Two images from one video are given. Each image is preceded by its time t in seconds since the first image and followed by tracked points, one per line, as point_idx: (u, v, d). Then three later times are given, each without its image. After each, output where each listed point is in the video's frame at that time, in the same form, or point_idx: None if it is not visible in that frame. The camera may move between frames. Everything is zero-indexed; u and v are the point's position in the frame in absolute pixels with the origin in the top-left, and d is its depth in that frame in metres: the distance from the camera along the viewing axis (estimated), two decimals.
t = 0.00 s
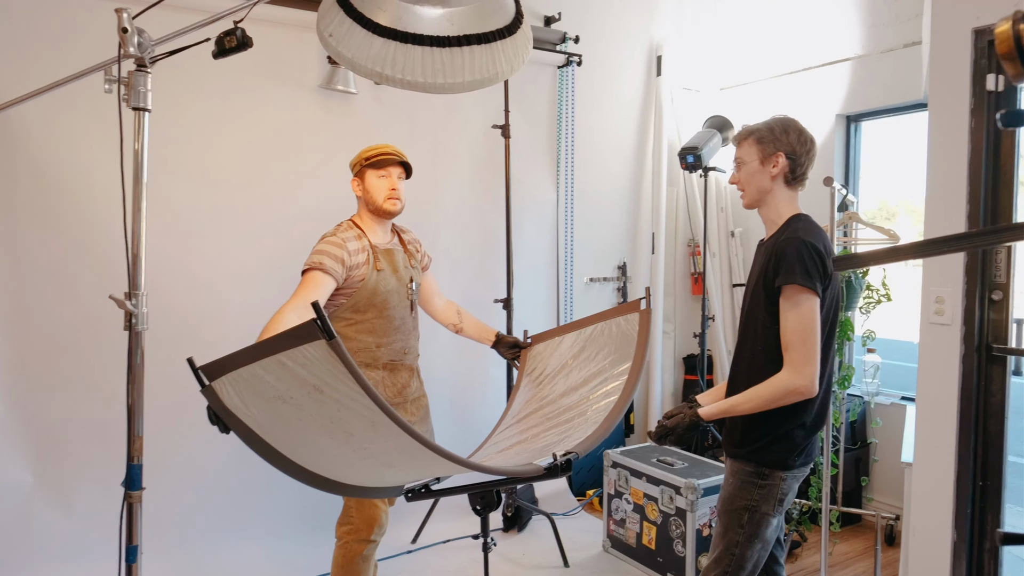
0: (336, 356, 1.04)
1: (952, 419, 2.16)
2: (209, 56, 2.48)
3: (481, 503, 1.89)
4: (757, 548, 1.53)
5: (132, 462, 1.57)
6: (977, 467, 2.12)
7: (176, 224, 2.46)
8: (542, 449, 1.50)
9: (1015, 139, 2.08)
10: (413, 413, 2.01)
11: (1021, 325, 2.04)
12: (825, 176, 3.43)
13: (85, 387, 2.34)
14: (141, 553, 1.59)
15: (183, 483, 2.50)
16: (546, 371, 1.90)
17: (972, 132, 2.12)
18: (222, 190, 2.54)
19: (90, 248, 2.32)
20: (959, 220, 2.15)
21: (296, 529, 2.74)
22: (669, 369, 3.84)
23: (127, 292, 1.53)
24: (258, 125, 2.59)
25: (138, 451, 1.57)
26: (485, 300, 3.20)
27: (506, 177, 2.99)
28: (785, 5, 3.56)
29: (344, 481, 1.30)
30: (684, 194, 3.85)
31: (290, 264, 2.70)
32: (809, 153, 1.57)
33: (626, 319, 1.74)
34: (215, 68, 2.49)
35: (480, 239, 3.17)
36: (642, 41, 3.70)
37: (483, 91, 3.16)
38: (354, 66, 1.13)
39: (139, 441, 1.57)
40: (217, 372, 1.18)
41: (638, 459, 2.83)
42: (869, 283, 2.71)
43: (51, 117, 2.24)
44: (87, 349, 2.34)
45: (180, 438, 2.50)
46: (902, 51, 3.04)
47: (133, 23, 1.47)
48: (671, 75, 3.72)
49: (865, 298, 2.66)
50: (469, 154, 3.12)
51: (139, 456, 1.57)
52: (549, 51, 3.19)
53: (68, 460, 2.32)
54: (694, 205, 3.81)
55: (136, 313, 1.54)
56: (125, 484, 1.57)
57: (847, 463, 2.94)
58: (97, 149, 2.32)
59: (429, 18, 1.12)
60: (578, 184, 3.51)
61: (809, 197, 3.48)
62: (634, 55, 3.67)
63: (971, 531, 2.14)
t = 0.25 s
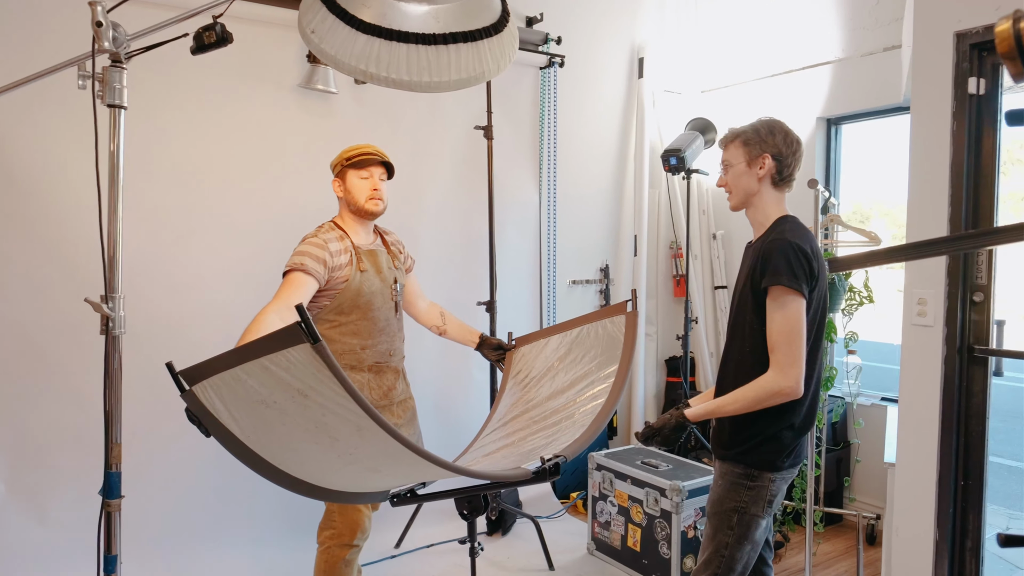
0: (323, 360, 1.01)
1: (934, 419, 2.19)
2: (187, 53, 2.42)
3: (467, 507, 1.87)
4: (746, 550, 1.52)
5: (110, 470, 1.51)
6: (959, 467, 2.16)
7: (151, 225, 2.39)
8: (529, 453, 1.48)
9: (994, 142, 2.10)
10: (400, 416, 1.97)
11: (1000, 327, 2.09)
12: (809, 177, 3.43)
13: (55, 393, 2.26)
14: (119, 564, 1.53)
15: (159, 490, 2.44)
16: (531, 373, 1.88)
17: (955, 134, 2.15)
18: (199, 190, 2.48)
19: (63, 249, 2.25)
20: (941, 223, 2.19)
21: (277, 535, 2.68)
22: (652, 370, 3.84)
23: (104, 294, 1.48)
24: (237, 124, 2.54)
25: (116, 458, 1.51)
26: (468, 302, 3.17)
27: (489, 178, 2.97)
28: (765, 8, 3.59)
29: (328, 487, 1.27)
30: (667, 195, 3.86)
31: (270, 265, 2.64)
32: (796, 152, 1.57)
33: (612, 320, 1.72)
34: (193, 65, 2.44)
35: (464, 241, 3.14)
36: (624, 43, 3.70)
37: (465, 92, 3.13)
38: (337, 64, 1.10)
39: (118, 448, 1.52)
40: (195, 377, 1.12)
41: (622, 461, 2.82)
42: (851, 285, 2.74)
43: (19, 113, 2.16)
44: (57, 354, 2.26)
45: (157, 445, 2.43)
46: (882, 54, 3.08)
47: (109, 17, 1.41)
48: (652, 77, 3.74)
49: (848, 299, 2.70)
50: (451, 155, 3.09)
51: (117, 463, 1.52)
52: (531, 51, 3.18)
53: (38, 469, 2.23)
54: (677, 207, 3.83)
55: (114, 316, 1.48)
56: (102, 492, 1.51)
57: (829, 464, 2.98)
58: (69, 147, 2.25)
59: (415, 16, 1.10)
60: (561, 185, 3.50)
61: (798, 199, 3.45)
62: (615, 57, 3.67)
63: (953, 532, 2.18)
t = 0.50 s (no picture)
0: (310, 361, 1.00)
1: (933, 418, 2.19)
2: (180, 50, 2.39)
3: (464, 511, 1.84)
4: (750, 551, 1.51)
5: (104, 474, 1.48)
6: (958, 468, 2.16)
7: (143, 225, 2.36)
8: (528, 454, 1.46)
9: (993, 141, 2.11)
10: (398, 417, 1.94)
11: (1000, 327, 2.09)
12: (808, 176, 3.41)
13: (45, 395, 2.21)
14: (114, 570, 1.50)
15: (152, 493, 2.40)
16: (531, 374, 1.87)
17: (954, 133, 2.15)
18: (192, 189, 2.45)
19: (55, 249, 2.21)
20: (940, 223, 2.19)
21: (272, 538, 2.65)
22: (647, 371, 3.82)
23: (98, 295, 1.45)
24: (232, 122, 2.51)
25: (110, 462, 1.48)
26: (464, 303, 3.15)
27: (485, 178, 2.95)
28: (759, 8, 3.60)
29: (323, 490, 1.24)
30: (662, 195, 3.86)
31: (263, 266, 2.61)
32: (800, 151, 1.56)
33: (612, 321, 1.71)
34: (186, 62, 2.41)
35: (459, 241, 3.12)
36: (619, 42, 3.69)
37: (460, 91, 3.11)
38: (335, 60, 1.09)
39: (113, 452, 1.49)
40: (188, 379, 1.12)
41: (619, 462, 2.81)
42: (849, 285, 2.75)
43: (7, 110, 2.12)
44: (46, 355, 2.22)
45: (150, 447, 2.39)
46: (878, 54, 3.09)
47: (101, 11, 1.39)
48: (647, 76, 3.74)
49: (846, 299, 2.70)
50: (447, 155, 3.07)
51: (111, 467, 1.49)
52: (526, 50, 3.16)
53: (27, 473, 2.19)
54: (672, 207, 3.82)
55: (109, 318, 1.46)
56: (96, 497, 1.48)
57: (826, 464, 2.98)
58: (58, 145, 2.20)
59: (414, 11, 1.08)
60: (557, 185, 3.49)
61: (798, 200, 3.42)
62: (611, 56, 3.66)
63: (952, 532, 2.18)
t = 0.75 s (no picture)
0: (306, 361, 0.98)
1: (932, 416, 2.19)
2: (176, 46, 2.37)
3: (461, 511, 1.83)
4: (753, 551, 1.51)
5: (99, 475, 1.46)
6: (958, 466, 2.16)
7: (137, 223, 2.33)
8: (526, 455, 1.45)
9: (992, 139, 2.11)
10: (397, 416, 1.93)
11: (999, 325, 2.09)
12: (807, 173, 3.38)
13: (37, 396, 2.19)
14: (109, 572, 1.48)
15: (147, 494, 2.38)
16: (530, 374, 1.85)
17: (954, 131, 2.14)
18: (186, 187, 2.42)
19: (49, 247, 2.19)
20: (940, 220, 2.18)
21: (268, 538, 2.63)
22: (644, 370, 3.81)
23: (93, 294, 1.43)
24: (227, 119, 2.49)
25: (106, 463, 1.46)
26: (461, 301, 3.14)
27: (482, 176, 2.93)
28: (756, 5, 3.60)
29: (320, 491, 1.22)
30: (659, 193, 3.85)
31: (259, 265, 2.59)
32: (813, 147, 1.57)
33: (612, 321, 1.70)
34: (182, 59, 2.38)
35: (456, 239, 3.11)
36: (616, 39, 3.68)
37: (457, 88, 3.10)
38: (332, 56, 1.07)
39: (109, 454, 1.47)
40: (182, 376, 1.10)
41: (617, 461, 2.80)
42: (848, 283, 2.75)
43: None
44: (39, 355, 2.19)
45: (146, 447, 2.37)
46: (876, 51, 3.08)
47: (96, 6, 1.36)
48: (644, 74, 3.73)
49: (844, 297, 2.70)
50: (443, 152, 3.05)
51: (107, 468, 1.47)
52: (523, 47, 3.14)
53: (20, 474, 2.16)
54: (670, 205, 3.82)
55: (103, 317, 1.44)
56: (92, 498, 1.47)
57: (824, 462, 2.98)
58: (51, 142, 2.18)
59: (413, 7, 1.06)
60: (555, 183, 3.47)
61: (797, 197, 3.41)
62: (608, 54, 3.64)
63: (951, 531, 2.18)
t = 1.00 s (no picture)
0: (294, 362, 0.98)
1: (926, 416, 2.20)
2: (171, 46, 2.35)
3: (455, 514, 1.82)
4: (750, 553, 1.52)
5: (90, 478, 1.45)
6: (952, 467, 2.17)
7: (131, 224, 2.32)
8: (519, 458, 1.45)
9: (985, 141, 2.12)
10: (391, 418, 1.92)
11: (992, 326, 2.10)
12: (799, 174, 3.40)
13: (29, 398, 2.17)
14: None
15: (140, 497, 2.37)
16: (526, 376, 1.85)
17: (947, 132, 2.16)
18: (180, 188, 2.41)
19: (42, 248, 2.17)
20: (933, 221, 2.19)
21: (261, 540, 2.62)
22: (639, 370, 3.79)
23: (86, 295, 1.42)
24: (222, 120, 2.48)
25: (97, 466, 1.45)
26: (455, 302, 3.13)
27: (477, 178, 2.93)
28: (751, 7, 3.61)
29: (311, 492, 1.21)
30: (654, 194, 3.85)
31: (253, 266, 2.58)
32: (817, 148, 1.58)
33: (608, 322, 1.69)
34: (177, 59, 2.37)
35: (451, 240, 3.10)
36: (611, 40, 3.68)
37: (452, 89, 3.09)
38: (328, 56, 1.07)
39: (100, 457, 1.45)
40: (172, 376, 1.09)
41: (612, 462, 2.80)
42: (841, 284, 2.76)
43: None
44: (31, 357, 2.17)
45: (139, 449, 2.36)
46: (869, 53, 3.10)
47: (91, 5, 1.36)
48: (639, 75, 3.73)
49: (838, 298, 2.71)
50: (438, 153, 3.05)
51: (98, 472, 1.45)
52: (519, 48, 3.14)
53: (11, 477, 2.14)
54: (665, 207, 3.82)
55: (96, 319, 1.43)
56: (83, 502, 1.45)
57: (818, 462, 3.00)
58: (43, 142, 2.16)
59: (410, 7, 1.05)
60: (549, 184, 3.47)
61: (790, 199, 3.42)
62: (603, 55, 3.65)
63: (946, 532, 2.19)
